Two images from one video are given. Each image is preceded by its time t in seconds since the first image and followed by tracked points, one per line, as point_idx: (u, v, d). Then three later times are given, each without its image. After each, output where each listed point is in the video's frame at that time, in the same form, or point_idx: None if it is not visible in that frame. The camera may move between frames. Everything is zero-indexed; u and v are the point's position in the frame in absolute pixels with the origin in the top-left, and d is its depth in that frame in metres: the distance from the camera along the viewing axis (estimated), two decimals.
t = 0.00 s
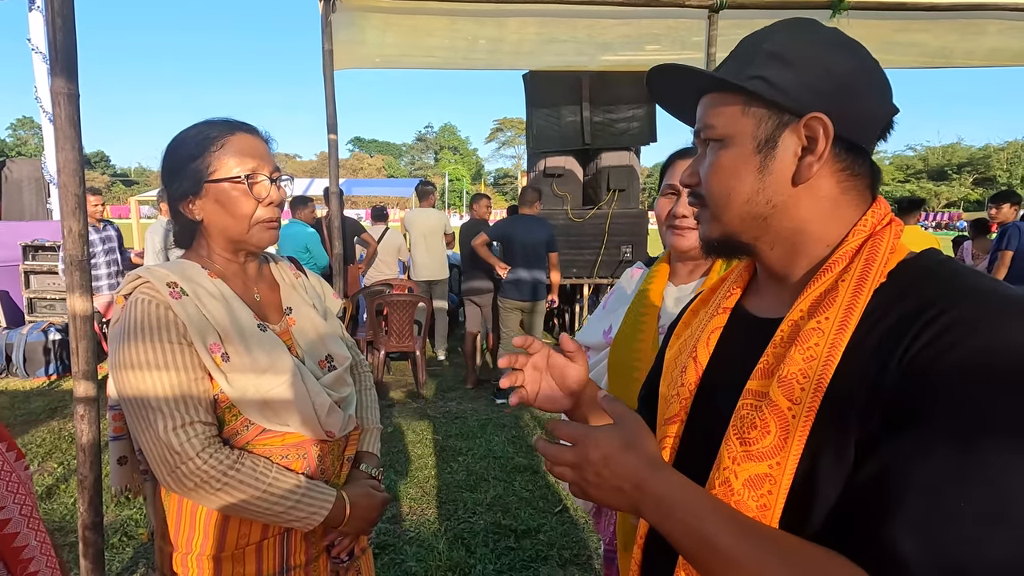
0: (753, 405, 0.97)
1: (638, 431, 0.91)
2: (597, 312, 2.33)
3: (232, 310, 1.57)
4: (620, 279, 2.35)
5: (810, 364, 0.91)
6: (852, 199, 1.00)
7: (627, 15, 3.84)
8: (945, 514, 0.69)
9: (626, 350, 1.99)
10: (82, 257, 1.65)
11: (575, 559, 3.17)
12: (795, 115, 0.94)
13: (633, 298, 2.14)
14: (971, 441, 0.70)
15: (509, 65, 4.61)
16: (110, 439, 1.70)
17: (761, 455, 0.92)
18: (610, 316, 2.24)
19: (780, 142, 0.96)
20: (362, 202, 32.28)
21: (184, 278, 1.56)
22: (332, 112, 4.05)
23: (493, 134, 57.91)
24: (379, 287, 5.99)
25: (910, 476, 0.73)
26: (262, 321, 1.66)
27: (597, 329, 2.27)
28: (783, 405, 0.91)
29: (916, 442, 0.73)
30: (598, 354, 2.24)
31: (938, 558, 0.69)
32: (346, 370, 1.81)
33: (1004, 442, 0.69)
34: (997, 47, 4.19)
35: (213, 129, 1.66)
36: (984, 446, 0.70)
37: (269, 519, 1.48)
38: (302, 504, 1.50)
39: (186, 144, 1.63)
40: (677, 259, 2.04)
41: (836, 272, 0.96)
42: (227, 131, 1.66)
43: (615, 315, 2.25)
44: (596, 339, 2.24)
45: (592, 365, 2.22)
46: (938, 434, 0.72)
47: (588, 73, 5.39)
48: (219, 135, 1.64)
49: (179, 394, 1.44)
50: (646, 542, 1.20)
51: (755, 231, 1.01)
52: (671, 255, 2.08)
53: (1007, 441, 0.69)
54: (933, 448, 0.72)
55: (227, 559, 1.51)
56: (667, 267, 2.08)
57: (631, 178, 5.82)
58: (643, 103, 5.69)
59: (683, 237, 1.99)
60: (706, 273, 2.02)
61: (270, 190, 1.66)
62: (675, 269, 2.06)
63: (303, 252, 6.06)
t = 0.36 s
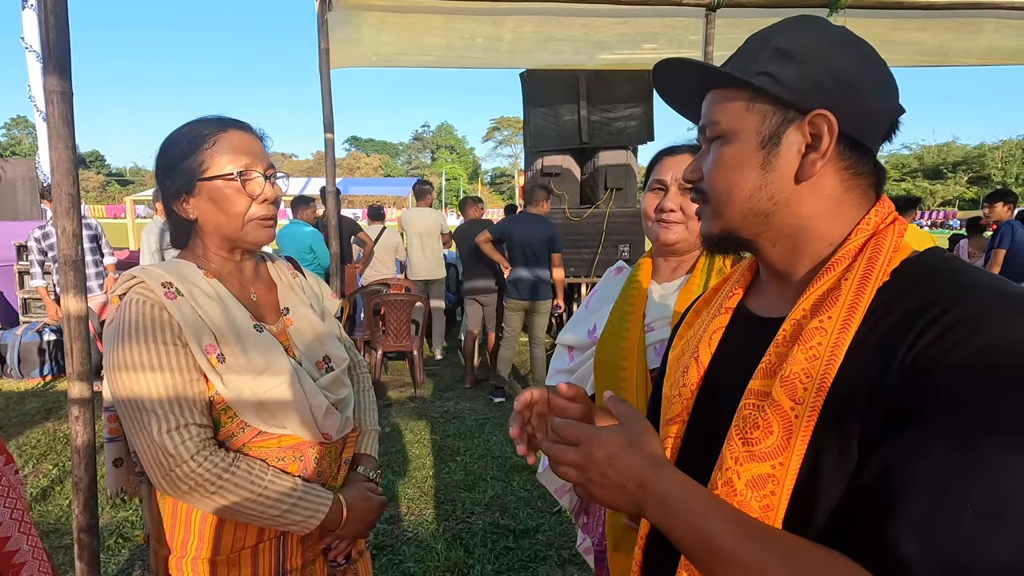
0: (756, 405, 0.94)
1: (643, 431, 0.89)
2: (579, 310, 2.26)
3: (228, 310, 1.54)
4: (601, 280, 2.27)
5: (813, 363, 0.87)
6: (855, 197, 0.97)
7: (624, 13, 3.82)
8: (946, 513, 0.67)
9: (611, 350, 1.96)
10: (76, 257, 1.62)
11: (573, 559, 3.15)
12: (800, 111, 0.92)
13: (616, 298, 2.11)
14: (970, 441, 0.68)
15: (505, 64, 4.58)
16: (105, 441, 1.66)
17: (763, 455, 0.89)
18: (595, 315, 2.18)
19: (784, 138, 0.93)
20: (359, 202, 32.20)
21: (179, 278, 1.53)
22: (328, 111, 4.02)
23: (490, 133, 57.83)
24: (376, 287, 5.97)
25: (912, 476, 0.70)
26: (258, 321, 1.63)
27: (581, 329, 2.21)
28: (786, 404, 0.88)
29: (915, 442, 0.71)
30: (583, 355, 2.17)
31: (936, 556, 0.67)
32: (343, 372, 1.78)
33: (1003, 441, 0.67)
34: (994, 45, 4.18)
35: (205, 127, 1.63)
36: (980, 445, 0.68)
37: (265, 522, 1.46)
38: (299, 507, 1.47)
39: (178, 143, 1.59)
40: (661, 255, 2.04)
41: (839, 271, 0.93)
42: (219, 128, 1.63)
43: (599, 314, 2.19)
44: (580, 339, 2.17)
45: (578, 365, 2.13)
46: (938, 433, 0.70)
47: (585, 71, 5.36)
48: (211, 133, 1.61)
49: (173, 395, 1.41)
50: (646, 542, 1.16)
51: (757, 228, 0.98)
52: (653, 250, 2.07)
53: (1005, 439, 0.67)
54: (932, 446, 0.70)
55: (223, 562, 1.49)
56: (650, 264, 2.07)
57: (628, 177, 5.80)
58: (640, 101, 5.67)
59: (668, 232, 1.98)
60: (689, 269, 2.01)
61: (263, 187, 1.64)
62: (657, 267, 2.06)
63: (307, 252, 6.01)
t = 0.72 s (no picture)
0: (762, 404, 0.92)
1: (647, 430, 0.88)
2: (567, 311, 2.23)
3: (223, 310, 1.52)
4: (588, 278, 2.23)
5: (819, 362, 0.86)
6: (863, 194, 0.96)
7: (623, 12, 3.80)
8: (953, 512, 0.66)
9: (603, 350, 1.91)
10: (71, 256, 1.60)
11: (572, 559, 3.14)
12: (811, 106, 0.91)
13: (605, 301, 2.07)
14: (976, 439, 0.67)
15: (503, 63, 4.56)
16: (100, 442, 1.64)
17: (770, 453, 0.87)
18: (585, 315, 2.14)
19: (794, 133, 0.92)
20: (357, 202, 32.28)
21: (174, 278, 1.51)
22: (325, 110, 3.99)
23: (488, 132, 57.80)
24: (374, 286, 5.96)
25: (920, 476, 0.69)
26: (253, 320, 1.61)
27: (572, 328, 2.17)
28: (793, 403, 0.86)
29: (921, 442, 0.70)
30: (574, 355, 2.12)
31: (942, 553, 0.66)
32: (340, 372, 1.76)
33: (1005, 441, 0.66)
34: (991, 45, 4.18)
35: (205, 125, 1.61)
36: (987, 443, 0.67)
37: (261, 524, 1.44)
38: (295, 509, 1.46)
39: (176, 141, 1.58)
40: (650, 254, 2.01)
41: (846, 269, 0.92)
42: (218, 127, 1.61)
43: (589, 314, 2.15)
44: (570, 340, 2.12)
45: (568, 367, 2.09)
46: (942, 432, 0.69)
47: (583, 70, 5.34)
48: (210, 131, 1.59)
49: (169, 396, 1.40)
50: (649, 542, 1.14)
51: (764, 223, 0.97)
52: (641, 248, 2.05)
53: (1011, 437, 0.66)
54: (937, 446, 0.69)
55: (219, 565, 1.47)
56: (638, 262, 2.05)
57: (626, 176, 5.79)
58: (638, 101, 5.65)
59: (656, 231, 1.96)
60: (679, 268, 1.99)
61: (262, 187, 1.62)
62: (646, 266, 2.04)
63: (313, 252, 5.97)
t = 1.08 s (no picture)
0: (769, 404, 0.92)
1: (652, 429, 0.88)
2: (564, 311, 2.23)
3: (223, 309, 1.53)
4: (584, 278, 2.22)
5: (828, 362, 0.86)
6: (873, 193, 0.96)
7: (622, 12, 3.80)
8: (963, 513, 0.66)
9: (598, 348, 1.94)
10: (71, 256, 1.60)
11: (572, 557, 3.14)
12: (821, 105, 0.91)
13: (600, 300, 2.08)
14: (987, 440, 0.67)
15: (503, 62, 4.56)
16: (99, 441, 1.65)
17: (778, 454, 0.87)
18: (580, 314, 2.14)
19: (804, 131, 0.92)
20: (357, 202, 32.32)
21: (173, 277, 1.51)
22: (324, 110, 3.99)
23: (487, 132, 57.79)
24: (374, 286, 5.97)
25: (930, 477, 0.69)
26: (253, 320, 1.61)
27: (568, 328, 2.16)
28: (801, 404, 0.86)
29: (932, 442, 0.70)
30: (570, 355, 2.12)
31: (952, 555, 0.66)
32: (340, 372, 1.76)
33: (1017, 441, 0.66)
34: (990, 44, 4.18)
35: (204, 123, 1.61)
36: (998, 443, 0.67)
37: (259, 524, 1.44)
38: (294, 509, 1.46)
39: (175, 140, 1.58)
40: (645, 253, 2.02)
41: (855, 268, 0.93)
42: (218, 125, 1.62)
43: (585, 313, 2.15)
44: (566, 340, 2.12)
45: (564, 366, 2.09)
46: (953, 434, 0.69)
47: (582, 70, 5.33)
48: (210, 130, 1.60)
49: (168, 396, 1.40)
50: (652, 541, 1.14)
51: (773, 223, 0.98)
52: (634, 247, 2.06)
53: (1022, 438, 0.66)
54: (947, 448, 0.69)
55: (217, 564, 1.47)
56: (633, 262, 2.06)
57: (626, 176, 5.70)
58: (638, 100, 5.65)
59: (643, 230, 1.98)
60: (672, 268, 1.99)
61: (262, 185, 1.62)
62: (640, 265, 2.05)
63: (310, 251, 5.97)
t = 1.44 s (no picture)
0: (773, 406, 0.92)
1: (656, 431, 0.89)
2: (565, 310, 2.24)
3: (219, 310, 1.53)
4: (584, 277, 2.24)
5: (833, 365, 0.87)
6: (878, 196, 0.97)
7: (622, 12, 3.80)
8: (969, 517, 0.67)
9: (593, 348, 1.95)
10: (72, 256, 1.60)
11: (571, 557, 3.15)
12: (828, 107, 0.92)
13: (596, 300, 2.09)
14: (997, 443, 0.68)
15: (502, 62, 4.57)
16: (97, 442, 1.66)
17: (782, 457, 0.88)
18: (578, 313, 2.15)
19: (810, 133, 0.93)
20: (356, 202, 32.34)
21: (171, 278, 1.51)
22: (324, 110, 4.00)
23: (486, 131, 57.75)
24: (374, 285, 5.97)
25: (937, 480, 0.70)
26: (251, 321, 1.62)
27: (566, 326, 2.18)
28: (805, 406, 0.87)
29: (941, 444, 0.71)
30: (567, 352, 2.13)
31: (958, 558, 0.67)
32: (338, 373, 1.77)
33: None
34: (989, 44, 4.20)
35: (203, 124, 1.62)
36: (1010, 443, 0.67)
37: (257, 526, 1.45)
38: (292, 511, 1.46)
39: (174, 140, 1.58)
40: (642, 256, 2.03)
41: (859, 271, 0.93)
42: (217, 126, 1.62)
43: (584, 311, 2.16)
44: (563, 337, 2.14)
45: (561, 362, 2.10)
46: (962, 436, 0.70)
47: (582, 70, 5.33)
48: (208, 130, 1.60)
49: (165, 398, 1.40)
50: (655, 541, 1.15)
51: (778, 225, 0.98)
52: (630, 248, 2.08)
53: None
54: (954, 450, 0.70)
55: (214, 566, 1.48)
56: (630, 263, 2.08)
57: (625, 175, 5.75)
58: (638, 100, 5.65)
59: (630, 234, 2.00)
60: (669, 269, 1.99)
61: (262, 186, 1.63)
62: (638, 265, 2.06)
63: (308, 250, 5.97)
